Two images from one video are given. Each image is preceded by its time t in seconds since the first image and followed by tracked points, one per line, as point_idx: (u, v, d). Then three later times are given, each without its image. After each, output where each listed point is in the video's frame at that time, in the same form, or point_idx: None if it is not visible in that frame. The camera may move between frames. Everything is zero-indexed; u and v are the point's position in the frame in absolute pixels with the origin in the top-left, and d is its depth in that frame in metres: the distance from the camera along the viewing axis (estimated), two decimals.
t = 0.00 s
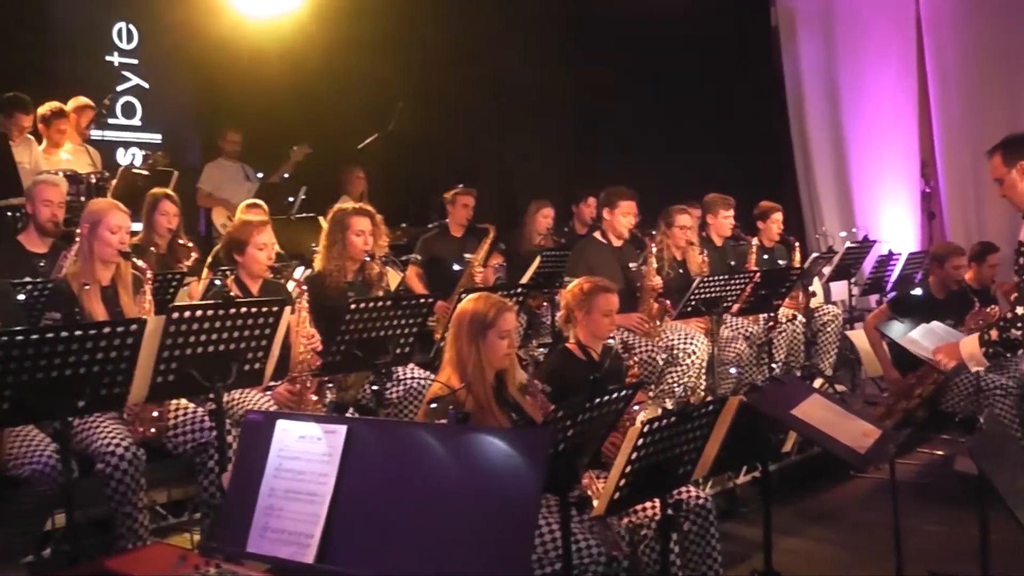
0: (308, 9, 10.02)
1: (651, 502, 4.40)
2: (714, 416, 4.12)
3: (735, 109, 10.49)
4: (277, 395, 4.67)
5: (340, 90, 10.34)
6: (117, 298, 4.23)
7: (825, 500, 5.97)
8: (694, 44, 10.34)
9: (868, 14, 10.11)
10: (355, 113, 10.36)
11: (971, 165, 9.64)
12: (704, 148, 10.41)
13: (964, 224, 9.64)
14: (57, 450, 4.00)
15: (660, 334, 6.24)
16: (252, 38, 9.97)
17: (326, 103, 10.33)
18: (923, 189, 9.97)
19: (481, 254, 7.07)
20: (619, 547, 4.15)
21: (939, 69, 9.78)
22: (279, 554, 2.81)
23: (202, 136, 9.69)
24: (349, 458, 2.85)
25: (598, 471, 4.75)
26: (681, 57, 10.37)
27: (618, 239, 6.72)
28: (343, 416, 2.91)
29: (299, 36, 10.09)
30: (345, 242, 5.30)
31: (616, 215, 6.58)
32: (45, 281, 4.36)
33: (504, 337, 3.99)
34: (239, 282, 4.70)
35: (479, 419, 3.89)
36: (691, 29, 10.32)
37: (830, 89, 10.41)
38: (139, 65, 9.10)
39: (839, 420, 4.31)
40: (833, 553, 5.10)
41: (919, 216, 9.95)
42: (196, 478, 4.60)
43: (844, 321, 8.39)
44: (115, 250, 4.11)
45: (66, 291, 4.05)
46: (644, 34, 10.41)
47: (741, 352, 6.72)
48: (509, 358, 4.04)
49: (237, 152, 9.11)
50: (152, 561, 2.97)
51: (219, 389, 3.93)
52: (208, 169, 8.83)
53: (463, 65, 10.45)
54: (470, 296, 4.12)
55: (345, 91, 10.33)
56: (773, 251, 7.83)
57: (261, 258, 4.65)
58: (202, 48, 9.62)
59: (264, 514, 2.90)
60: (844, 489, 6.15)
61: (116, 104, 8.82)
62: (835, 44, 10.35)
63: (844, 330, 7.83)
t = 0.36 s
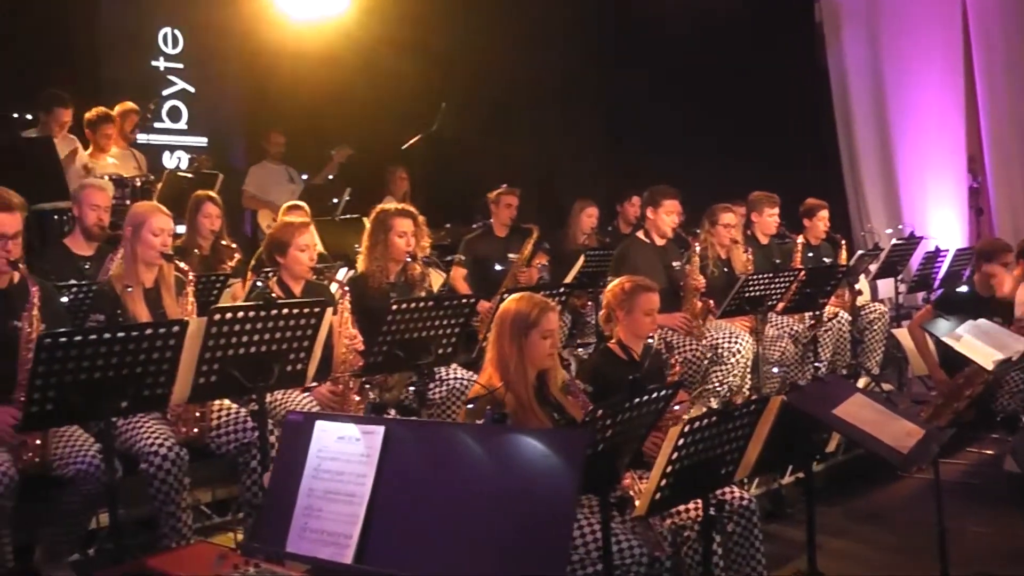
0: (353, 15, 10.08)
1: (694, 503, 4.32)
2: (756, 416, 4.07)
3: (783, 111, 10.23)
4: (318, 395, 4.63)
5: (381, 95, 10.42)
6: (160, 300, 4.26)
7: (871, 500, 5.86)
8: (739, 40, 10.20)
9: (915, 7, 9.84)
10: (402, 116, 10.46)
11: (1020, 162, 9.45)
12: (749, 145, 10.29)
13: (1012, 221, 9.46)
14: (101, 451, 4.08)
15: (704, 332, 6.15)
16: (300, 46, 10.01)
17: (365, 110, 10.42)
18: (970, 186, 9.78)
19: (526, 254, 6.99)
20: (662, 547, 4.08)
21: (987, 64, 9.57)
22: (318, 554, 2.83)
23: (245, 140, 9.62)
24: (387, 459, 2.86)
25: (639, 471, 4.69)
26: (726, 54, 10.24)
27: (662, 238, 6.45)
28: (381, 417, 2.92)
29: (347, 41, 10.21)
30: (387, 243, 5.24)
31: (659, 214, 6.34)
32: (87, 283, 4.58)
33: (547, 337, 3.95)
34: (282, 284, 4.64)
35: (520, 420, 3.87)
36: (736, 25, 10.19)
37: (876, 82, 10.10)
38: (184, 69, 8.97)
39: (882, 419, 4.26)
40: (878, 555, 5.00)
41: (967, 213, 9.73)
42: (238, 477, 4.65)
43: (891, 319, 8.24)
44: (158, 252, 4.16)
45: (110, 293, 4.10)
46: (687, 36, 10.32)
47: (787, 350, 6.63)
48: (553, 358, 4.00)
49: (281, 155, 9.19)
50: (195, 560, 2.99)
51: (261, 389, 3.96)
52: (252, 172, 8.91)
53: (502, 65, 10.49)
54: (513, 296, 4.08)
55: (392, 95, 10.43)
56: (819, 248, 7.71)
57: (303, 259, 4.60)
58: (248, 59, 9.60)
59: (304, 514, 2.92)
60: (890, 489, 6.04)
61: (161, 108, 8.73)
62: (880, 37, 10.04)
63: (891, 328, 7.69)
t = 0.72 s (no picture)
0: (389, 15, 10.05)
1: (730, 503, 4.30)
2: (793, 416, 4.02)
3: (823, 103, 10.06)
4: (356, 395, 4.61)
5: (415, 93, 10.36)
6: (198, 301, 4.31)
7: (912, 502, 5.76)
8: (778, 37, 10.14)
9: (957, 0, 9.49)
10: (438, 115, 10.44)
11: None
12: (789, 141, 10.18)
13: None
14: (139, 450, 4.15)
15: (743, 332, 6.10)
16: (338, 44, 9.95)
17: (397, 108, 10.34)
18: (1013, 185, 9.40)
19: (564, 254, 6.97)
20: (699, 548, 4.10)
21: None
22: (353, 554, 2.84)
23: (285, 140, 9.62)
24: (422, 459, 2.87)
25: (677, 470, 4.65)
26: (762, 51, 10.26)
27: (700, 238, 6.41)
28: (414, 417, 2.94)
29: (382, 40, 10.15)
30: (424, 244, 5.24)
31: (697, 214, 6.30)
32: (126, 285, 4.61)
33: (582, 337, 3.93)
34: (319, 285, 4.64)
35: (555, 420, 3.85)
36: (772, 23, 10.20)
37: (917, 78, 9.78)
38: (224, 72, 8.98)
39: (920, 419, 4.21)
40: (920, 557, 4.91)
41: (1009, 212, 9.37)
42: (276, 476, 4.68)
43: (933, 318, 8.11)
44: (196, 254, 4.21)
45: (148, 293, 4.15)
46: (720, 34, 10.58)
47: (825, 350, 6.55)
48: (589, 358, 3.99)
49: (319, 156, 9.23)
50: (228, 558, 2.97)
51: (298, 390, 3.98)
52: (290, 177, 8.97)
53: (538, 64, 10.56)
54: (548, 296, 4.07)
55: (427, 93, 10.39)
56: (859, 247, 7.61)
57: (340, 260, 4.60)
58: (286, 58, 9.52)
59: (338, 514, 2.94)
60: (932, 491, 5.93)
61: (201, 111, 8.72)
62: (921, 32, 9.70)
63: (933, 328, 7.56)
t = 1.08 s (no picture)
0: (415, 13, 9.95)
1: (771, 500, 4.25)
2: (833, 410, 3.98)
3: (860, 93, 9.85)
4: (393, 398, 4.63)
5: (445, 92, 10.23)
6: (235, 306, 4.33)
7: (956, 496, 5.68)
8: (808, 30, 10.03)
9: None
10: (470, 115, 10.30)
11: None
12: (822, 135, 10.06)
13: None
14: (179, 455, 4.16)
15: (779, 327, 6.05)
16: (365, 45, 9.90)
17: (427, 108, 10.19)
18: None
19: (599, 253, 6.93)
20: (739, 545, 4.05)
21: None
22: (393, 556, 2.84)
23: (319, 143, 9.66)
24: (460, 459, 2.85)
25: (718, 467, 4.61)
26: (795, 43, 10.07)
27: (735, 233, 6.39)
28: (453, 418, 2.92)
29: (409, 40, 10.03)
30: (459, 245, 5.22)
31: (731, 209, 6.32)
32: (163, 290, 4.63)
33: (620, 335, 3.91)
34: (355, 288, 4.63)
35: (594, 419, 3.83)
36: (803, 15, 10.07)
37: (951, 66, 9.67)
38: (256, 77, 9.04)
39: (960, 413, 4.20)
40: (966, 552, 4.84)
41: None
42: (315, 479, 4.68)
43: (971, 309, 8.00)
44: (232, 260, 4.22)
45: (185, 299, 4.17)
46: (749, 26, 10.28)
47: (863, 345, 6.43)
48: (626, 356, 3.96)
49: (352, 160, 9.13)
50: (269, 562, 3.07)
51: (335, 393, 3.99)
52: (324, 181, 8.90)
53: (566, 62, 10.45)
54: (583, 295, 4.05)
55: (459, 91, 10.24)
56: (895, 240, 7.52)
57: (375, 263, 4.58)
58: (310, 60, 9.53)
59: (378, 516, 2.94)
60: (976, 484, 5.85)
61: (234, 117, 8.84)
62: (954, 19, 9.60)
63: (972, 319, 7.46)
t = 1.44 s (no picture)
0: (445, 12, 10.01)
1: (806, 502, 4.22)
2: (868, 413, 3.94)
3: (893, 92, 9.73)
4: (426, 397, 4.62)
5: (476, 93, 10.31)
6: (268, 306, 4.36)
7: (994, 498, 5.62)
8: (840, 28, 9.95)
9: None
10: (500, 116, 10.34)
11: None
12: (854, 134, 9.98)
13: None
14: (213, 453, 4.16)
15: (814, 328, 5.97)
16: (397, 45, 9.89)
17: (457, 108, 10.24)
18: None
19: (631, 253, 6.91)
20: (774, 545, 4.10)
21: None
22: (427, 556, 2.80)
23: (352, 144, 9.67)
24: (494, 459, 2.84)
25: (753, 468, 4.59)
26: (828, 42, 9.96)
27: (768, 233, 6.38)
28: (487, 418, 2.90)
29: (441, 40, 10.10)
30: (492, 245, 5.20)
31: (765, 209, 6.29)
32: (197, 290, 4.66)
33: (655, 337, 3.93)
34: (388, 288, 4.64)
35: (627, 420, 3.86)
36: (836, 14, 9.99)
37: (986, 64, 9.54)
38: (289, 79, 9.17)
39: (996, 415, 4.20)
40: (1005, 555, 4.78)
41: None
42: (348, 478, 4.69)
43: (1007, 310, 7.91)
44: (265, 260, 4.23)
45: (219, 299, 4.19)
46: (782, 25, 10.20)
47: (899, 347, 6.30)
48: (661, 360, 3.98)
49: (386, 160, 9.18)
50: (302, 563, 3.00)
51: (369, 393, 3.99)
52: (358, 181, 8.93)
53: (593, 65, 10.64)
54: (621, 296, 4.07)
55: (489, 91, 10.34)
56: (930, 240, 7.45)
57: (409, 262, 4.58)
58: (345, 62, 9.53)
59: (411, 518, 2.90)
60: (1014, 486, 5.78)
61: (268, 118, 8.98)
62: (990, 17, 9.49)
63: (1007, 321, 7.37)
